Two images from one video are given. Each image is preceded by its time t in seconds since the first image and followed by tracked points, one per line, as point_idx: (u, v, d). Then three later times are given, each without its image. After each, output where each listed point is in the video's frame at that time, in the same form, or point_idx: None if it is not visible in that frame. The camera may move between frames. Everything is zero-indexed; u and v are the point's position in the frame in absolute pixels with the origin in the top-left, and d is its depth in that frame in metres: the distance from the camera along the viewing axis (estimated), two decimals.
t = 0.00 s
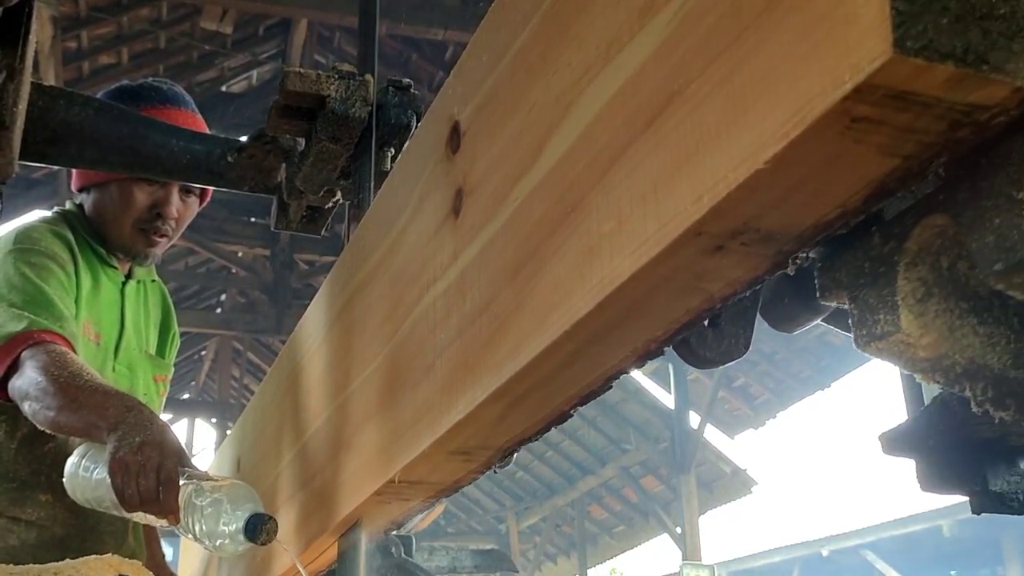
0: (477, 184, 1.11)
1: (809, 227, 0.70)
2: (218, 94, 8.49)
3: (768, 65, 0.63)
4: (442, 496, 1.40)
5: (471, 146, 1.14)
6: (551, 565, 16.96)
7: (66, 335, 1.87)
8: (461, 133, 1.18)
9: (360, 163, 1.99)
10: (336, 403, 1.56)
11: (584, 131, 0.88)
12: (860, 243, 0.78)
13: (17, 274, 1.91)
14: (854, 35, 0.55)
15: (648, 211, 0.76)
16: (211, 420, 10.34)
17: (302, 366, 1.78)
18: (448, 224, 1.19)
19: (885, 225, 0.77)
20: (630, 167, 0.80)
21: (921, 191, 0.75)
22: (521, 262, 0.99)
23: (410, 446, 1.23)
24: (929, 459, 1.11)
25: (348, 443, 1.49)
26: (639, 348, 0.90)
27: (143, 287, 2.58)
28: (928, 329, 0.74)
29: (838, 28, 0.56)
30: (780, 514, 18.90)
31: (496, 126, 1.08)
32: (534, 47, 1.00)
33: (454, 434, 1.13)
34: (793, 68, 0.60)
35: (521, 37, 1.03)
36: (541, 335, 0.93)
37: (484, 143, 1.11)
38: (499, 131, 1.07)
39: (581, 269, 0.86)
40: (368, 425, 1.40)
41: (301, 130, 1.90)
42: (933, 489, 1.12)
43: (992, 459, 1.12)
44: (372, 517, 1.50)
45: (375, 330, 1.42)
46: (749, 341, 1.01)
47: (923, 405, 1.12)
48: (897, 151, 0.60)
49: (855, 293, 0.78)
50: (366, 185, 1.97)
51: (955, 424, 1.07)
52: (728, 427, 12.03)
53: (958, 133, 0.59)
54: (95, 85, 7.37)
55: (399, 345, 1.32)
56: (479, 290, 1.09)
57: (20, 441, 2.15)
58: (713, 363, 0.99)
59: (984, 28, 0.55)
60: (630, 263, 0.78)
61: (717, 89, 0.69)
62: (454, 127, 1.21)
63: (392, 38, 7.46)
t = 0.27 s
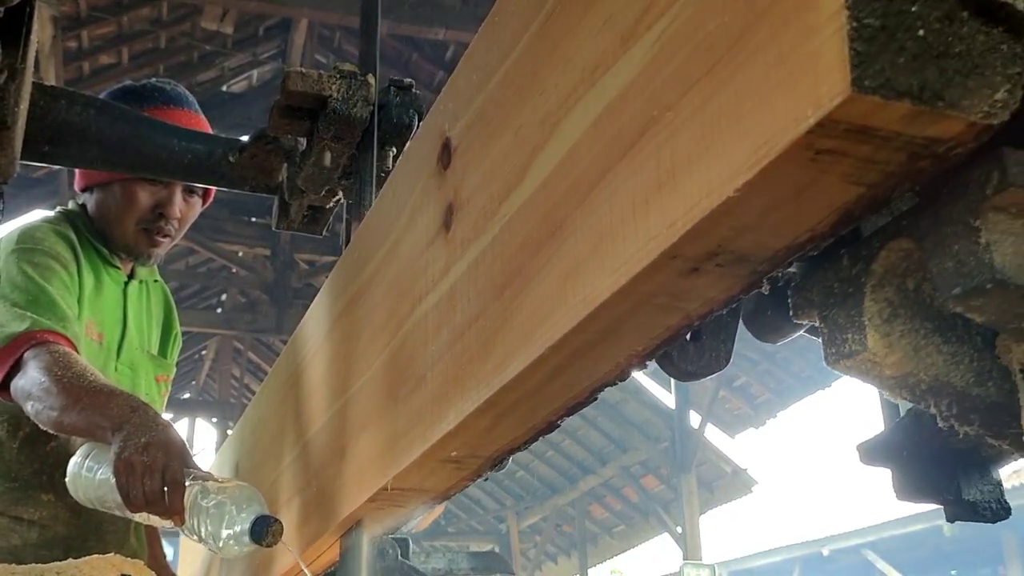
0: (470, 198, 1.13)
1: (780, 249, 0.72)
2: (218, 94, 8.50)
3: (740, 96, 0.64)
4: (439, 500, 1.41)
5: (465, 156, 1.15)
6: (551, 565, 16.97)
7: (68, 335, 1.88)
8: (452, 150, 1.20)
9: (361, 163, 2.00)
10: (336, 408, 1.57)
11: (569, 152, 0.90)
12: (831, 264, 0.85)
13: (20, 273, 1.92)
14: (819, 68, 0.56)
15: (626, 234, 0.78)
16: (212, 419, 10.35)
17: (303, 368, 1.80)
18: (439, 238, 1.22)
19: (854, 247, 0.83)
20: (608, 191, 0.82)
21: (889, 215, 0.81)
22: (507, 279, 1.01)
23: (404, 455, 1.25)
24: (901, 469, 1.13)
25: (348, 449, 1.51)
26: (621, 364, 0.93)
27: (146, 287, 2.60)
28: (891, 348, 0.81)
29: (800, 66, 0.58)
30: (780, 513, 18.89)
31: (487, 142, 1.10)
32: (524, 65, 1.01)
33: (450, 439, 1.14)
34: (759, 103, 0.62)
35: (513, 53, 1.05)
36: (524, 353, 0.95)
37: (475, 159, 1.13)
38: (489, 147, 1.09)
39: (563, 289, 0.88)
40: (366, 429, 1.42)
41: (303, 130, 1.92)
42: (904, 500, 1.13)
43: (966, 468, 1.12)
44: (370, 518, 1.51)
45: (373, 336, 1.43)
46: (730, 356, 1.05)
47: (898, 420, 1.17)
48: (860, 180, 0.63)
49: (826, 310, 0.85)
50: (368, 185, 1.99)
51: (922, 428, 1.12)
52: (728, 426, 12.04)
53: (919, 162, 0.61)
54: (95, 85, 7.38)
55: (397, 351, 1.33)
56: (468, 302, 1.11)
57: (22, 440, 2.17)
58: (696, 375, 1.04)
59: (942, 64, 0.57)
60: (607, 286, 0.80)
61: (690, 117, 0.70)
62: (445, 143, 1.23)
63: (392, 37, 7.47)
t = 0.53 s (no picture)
0: (460, 211, 1.15)
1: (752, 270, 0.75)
2: (218, 94, 8.50)
3: (711, 124, 0.67)
4: (435, 502, 1.43)
5: (457, 167, 1.17)
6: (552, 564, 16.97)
7: (70, 336, 1.88)
8: (443, 164, 1.23)
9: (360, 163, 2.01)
10: (335, 409, 1.58)
11: (553, 171, 0.92)
12: (801, 286, 0.92)
13: (22, 274, 1.93)
14: (778, 103, 0.59)
15: (604, 253, 0.80)
16: (212, 419, 10.36)
17: (303, 368, 1.81)
18: (429, 251, 1.24)
19: (821, 270, 0.90)
20: (587, 212, 0.84)
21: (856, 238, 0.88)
22: (494, 293, 1.04)
23: (399, 460, 1.27)
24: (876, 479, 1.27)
25: (348, 450, 1.51)
26: (603, 377, 0.96)
27: (146, 288, 2.60)
28: (858, 367, 0.89)
29: (763, 100, 0.61)
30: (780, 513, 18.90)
31: (477, 156, 1.12)
32: (511, 83, 1.04)
33: (444, 444, 1.15)
34: (728, 133, 0.64)
35: (504, 67, 1.07)
36: (510, 366, 0.97)
37: (465, 173, 1.15)
38: (479, 162, 1.11)
39: (547, 305, 0.91)
40: (366, 431, 1.42)
41: (303, 130, 1.92)
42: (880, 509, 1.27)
43: (939, 479, 1.25)
44: (372, 518, 1.52)
45: (371, 338, 1.44)
46: (708, 368, 1.13)
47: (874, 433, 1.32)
48: (824, 207, 0.66)
49: (796, 329, 0.92)
50: (368, 185, 1.98)
51: (895, 442, 1.26)
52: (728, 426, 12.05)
53: (879, 191, 0.64)
54: (95, 84, 7.38)
55: (396, 353, 1.33)
56: (458, 314, 1.13)
57: (23, 440, 2.17)
58: (675, 388, 1.11)
59: (898, 100, 0.59)
60: (586, 304, 0.82)
61: (666, 141, 0.73)
62: (435, 159, 1.26)
63: (393, 37, 7.48)
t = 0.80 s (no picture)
0: (450, 222, 1.16)
1: (724, 290, 0.76)
2: (218, 93, 8.49)
3: (684, 149, 0.68)
4: (433, 503, 1.43)
5: (446, 180, 1.18)
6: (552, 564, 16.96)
7: (69, 337, 1.88)
8: (432, 178, 1.24)
9: (360, 163, 2.01)
10: (334, 413, 1.57)
11: (536, 189, 0.93)
12: (772, 303, 0.95)
13: (21, 274, 1.93)
14: (744, 135, 0.61)
15: (583, 273, 0.81)
16: (212, 419, 10.35)
17: (303, 367, 1.80)
18: (418, 264, 1.25)
19: (792, 288, 0.93)
20: (568, 232, 0.85)
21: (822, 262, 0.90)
22: (479, 307, 1.05)
23: (394, 465, 1.28)
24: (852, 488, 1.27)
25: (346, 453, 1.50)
26: (586, 390, 0.97)
27: (146, 288, 2.58)
28: (825, 384, 0.92)
29: (733, 132, 0.62)
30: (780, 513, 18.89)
31: (464, 171, 1.13)
32: (498, 99, 1.05)
33: (438, 449, 1.15)
34: (700, 160, 0.66)
35: (493, 81, 1.07)
36: (494, 381, 0.99)
37: (454, 186, 1.16)
38: (466, 177, 1.12)
39: (529, 321, 0.92)
40: (365, 434, 1.41)
41: (302, 130, 1.91)
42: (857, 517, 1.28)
43: (914, 489, 1.25)
44: (371, 518, 1.52)
45: (368, 342, 1.44)
46: (688, 381, 1.15)
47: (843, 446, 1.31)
48: (791, 231, 0.67)
49: (769, 345, 0.96)
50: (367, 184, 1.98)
51: (868, 452, 1.25)
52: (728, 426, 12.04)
53: (843, 217, 0.65)
54: (95, 84, 7.36)
55: (393, 356, 1.32)
56: (448, 325, 1.14)
57: (22, 441, 2.16)
58: (656, 400, 1.11)
59: (858, 131, 0.60)
60: (566, 322, 0.84)
61: (642, 165, 0.74)
62: (424, 172, 1.27)
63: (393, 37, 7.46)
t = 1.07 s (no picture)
0: (444, 232, 1.18)
1: (702, 305, 0.79)
2: (218, 93, 8.49)
3: (663, 170, 0.71)
4: (431, 503, 1.44)
5: (438, 192, 1.21)
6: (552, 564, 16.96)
7: (68, 338, 1.88)
8: (422, 192, 1.27)
9: (360, 163, 2.01)
10: (333, 415, 1.58)
11: (524, 204, 0.96)
12: (750, 318, 0.99)
13: (21, 275, 1.93)
14: (717, 161, 0.63)
15: (568, 287, 0.85)
16: (212, 419, 10.34)
17: (303, 367, 1.80)
18: (411, 274, 1.28)
19: (769, 304, 0.97)
20: (552, 247, 0.89)
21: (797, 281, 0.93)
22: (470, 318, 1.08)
23: (394, 468, 1.28)
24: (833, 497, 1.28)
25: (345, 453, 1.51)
26: (572, 399, 1.01)
27: (146, 288, 2.58)
28: (799, 396, 0.97)
29: (706, 157, 0.65)
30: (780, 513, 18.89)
31: (455, 184, 1.16)
32: (489, 115, 1.08)
33: (436, 449, 1.17)
34: (676, 184, 0.69)
35: (486, 93, 1.10)
36: (484, 391, 1.02)
37: (445, 198, 1.18)
38: (458, 189, 1.15)
39: (517, 333, 0.95)
40: (363, 434, 1.42)
41: (302, 130, 1.92)
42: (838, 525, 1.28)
43: (891, 497, 1.26)
44: (370, 518, 1.52)
45: (365, 345, 1.45)
46: (675, 389, 1.23)
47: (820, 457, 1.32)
48: (764, 250, 0.70)
49: (745, 359, 1.00)
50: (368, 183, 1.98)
51: (843, 464, 1.27)
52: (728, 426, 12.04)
53: (814, 237, 0.68)
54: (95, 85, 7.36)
55: (392, 358, 1.32)
56: (441, 332, 1.17)
57: (22, 441, 2.17)
58: (641, 409, 1.20)
59: (827, 156, 0.63)
60: (552, 335, 0.87)
61: (623, 185, 0.77)
62: (416, 185, 1.30)
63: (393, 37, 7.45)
